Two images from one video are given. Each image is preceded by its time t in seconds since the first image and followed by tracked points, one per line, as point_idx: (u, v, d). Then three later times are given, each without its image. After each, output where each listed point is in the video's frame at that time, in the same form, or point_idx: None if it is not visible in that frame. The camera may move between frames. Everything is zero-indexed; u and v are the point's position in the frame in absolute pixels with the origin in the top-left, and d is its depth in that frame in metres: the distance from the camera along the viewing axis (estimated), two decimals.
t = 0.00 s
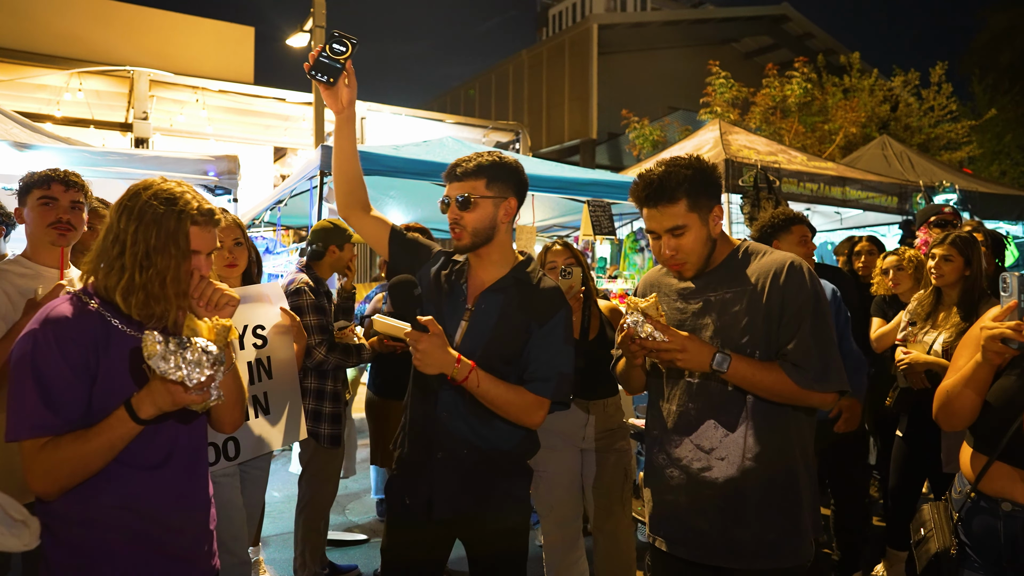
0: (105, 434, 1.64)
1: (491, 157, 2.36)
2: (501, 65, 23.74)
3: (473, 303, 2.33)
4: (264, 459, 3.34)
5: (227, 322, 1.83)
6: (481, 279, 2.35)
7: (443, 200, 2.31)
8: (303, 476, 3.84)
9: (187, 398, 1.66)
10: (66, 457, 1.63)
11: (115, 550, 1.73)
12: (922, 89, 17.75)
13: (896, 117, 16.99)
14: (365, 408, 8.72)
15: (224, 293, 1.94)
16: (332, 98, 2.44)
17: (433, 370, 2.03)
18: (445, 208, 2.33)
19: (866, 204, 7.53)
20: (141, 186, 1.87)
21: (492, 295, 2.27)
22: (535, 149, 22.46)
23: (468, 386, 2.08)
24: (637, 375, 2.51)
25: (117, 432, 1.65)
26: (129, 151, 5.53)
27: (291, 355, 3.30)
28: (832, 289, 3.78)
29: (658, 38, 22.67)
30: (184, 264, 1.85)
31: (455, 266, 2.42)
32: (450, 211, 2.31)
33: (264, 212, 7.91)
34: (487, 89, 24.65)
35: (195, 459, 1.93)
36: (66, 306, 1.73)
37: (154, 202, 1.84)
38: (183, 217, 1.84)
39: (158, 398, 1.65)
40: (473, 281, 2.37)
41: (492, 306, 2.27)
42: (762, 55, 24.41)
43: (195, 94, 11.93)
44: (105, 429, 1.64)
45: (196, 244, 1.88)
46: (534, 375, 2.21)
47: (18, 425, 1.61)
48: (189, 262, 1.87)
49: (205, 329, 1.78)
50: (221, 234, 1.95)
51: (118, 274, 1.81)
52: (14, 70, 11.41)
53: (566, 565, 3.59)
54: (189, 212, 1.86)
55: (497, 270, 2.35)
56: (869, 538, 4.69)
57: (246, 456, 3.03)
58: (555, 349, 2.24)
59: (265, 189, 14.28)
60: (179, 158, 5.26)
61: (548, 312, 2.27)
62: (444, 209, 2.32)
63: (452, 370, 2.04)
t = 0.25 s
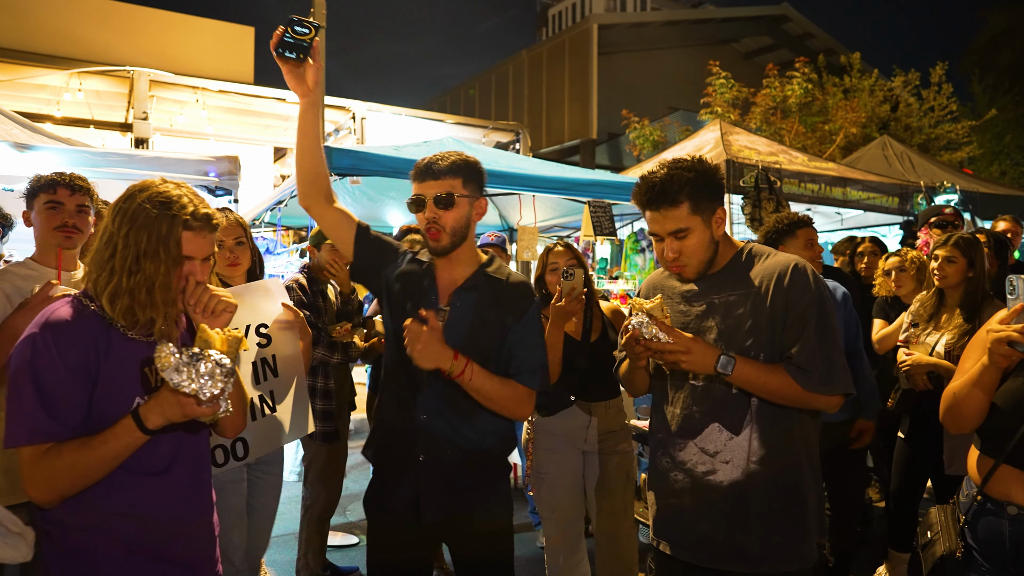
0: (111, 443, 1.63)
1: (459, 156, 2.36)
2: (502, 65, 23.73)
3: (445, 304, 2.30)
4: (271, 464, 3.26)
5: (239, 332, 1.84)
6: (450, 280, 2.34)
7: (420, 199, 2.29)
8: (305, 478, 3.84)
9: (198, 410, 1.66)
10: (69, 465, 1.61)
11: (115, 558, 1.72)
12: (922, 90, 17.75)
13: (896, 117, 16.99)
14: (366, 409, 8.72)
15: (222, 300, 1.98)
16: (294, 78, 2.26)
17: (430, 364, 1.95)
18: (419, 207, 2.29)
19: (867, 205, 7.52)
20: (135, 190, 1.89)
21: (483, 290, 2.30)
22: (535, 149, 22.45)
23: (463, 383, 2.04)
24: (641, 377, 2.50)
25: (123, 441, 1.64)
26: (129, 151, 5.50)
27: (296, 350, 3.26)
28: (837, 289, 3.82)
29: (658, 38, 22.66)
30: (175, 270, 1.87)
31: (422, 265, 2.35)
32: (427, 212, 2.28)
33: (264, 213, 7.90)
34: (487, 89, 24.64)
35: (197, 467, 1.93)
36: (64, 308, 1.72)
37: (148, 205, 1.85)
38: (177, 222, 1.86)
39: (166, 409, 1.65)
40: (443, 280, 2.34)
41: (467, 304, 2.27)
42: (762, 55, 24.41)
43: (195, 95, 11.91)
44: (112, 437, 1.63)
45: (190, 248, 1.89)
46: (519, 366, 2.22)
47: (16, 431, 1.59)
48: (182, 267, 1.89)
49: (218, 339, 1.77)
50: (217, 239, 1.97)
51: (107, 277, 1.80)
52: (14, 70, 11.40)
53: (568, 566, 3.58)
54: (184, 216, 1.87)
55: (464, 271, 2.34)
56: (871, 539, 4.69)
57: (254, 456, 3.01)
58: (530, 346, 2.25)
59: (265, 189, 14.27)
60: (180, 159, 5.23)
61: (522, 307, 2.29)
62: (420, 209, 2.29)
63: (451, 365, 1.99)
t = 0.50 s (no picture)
0: (116, 443, 1.63)
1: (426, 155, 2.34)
2: (502, 65, 23.71)
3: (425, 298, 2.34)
4: (274, 469, 3.18)
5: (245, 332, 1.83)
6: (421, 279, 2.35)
7: (412, 201, 2.22)
8: (307, 478, 3.83)
9: (203, 411, 1.66)
10: (74, 464, 1.61)
11: (120, 557, 1.72)
12: (923, 89, 17.74)
13: (897, 117, 16.98)
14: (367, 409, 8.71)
15: (216, 300, 1.89)
16: (288, 44, 2.09)
17: (444, 346, 2.07)
18: (408, 209, 2.22)
19: (869, 204, 7.52)
20: (131, 188, 1.88)
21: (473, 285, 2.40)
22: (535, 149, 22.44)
23: (467, 367, 2.17)
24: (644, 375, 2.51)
25: (128, 442, 1.63)
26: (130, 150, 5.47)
27: (299, 352, 3.19)
28: (854, 291, 4.00)
29: (658, 38, 22.64)
30: (167, 272, 1.85)
31: (396, 265, 2.29)
32: (418, 215, 2.23)
33: (265, 212, 7.89)
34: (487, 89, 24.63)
35: (205, 464, 1.92)
36: (66, 308, 1.73)
37: (142, 204, 1.84)
38: (170, 221, 1.84)
39: (171, 410, 1.64)
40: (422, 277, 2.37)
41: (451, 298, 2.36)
42: (762, 55, 24.40)
43: (195, 94, 11.90)
44: (117, 438, 1.63)
45: (185, 249, 1.88)
46: (508, 351, 2.38)
47: (24, 431, 1.61)
48: (176, 268, 1.87)
49: (222, 339, 1.76)
50: (214, 237, 1.95)
51: (105, 279, 1.79)
52: (15, 69, 11.38)
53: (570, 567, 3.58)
54: (177, 215, 1.85)
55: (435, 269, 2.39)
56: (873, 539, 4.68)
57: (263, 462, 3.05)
58: (504, 328, 2.40)
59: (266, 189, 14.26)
60: (181, 158, 5.20)
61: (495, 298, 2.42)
62: (410, 210, 2.23)
63: (460, 347, 2.12)
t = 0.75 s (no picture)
0: (115, 442, 1.65)
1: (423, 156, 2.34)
2: (502, 65, 23.70)
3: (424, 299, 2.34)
4: (275, 467, 3.14)
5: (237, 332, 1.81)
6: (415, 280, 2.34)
7: (405, 197, 2.23)
8: (308, 477, 3.83)
9: (198, 409, 1.67)
10: (76, 462, 1.64)
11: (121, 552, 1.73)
12: (923, 89, 17.72)
13: (897, 117, 16.97)
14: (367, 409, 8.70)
15: (206, 302, 1.85)
16: (321, 51, 2.05)
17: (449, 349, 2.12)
18: (399, 205, 2.23)
19: (870, 204, 7.51)
20: (127, 189, 1.88)
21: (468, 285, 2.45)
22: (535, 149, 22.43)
23: (466, 368, 2.27)
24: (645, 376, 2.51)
25: (126, 442, 1.65)
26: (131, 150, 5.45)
27: (296, 356, 3.22)
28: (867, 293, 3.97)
29: (658, 38, 22.64)
30: (157, 274, 1.84)
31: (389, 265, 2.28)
32: (410, 211, 2.24)
33: (266, 212, 7.88)
34: (488, 89, 24.62)
35: (208, 461, 1.91)
36: (70, 310, 1.76)
37: (134, 205, 1.83)
38: (160, 223, 1.82)
39: (168, 410, 1.65)
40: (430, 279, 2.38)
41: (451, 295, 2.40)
42: (762, 55, 24.39)
43: (196, 94, 11.89)
44: (116, 437, 1.65)
45: (175, 251, 1.85)
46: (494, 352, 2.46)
47: (29, 429, 1.65)
48: (167, 269, 1.86)
49: (214, 339, 1.73)
50: (208, 238, 1.93)
51: (96, 279, 1.79)
52: (15, 69, 11.38)
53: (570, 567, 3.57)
54: (169, 217, 1.83)
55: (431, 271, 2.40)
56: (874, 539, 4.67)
57: (257, 464, 3.03)
58: (493, 329, 2.47)
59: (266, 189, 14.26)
60: (181, 158, 5.16)
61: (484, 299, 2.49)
62: (402, 207, 2.23)
63: (460, 350, 2.18)
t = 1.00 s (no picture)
0: (119, 437, 1.67)
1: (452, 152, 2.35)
2: (503, 65, 23.73)
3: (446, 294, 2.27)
4: (283, 462, 3.21)
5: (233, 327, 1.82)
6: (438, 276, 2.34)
7: (433, 190, 2.23)
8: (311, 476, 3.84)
9: (192, 404, 1.68)
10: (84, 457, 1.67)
11: (133, 543, 1.77)
12: (924, 89, 17.72)
13: (898, 117, 16.97)
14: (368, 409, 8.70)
15: (210, 297, 1.86)
16: (301, 65, 2.05)
17: (457, 348, 2.06)
18: (427, 198, 2.24)
19: (870, 204, 7.50)
20: (130, 193, 1.91)
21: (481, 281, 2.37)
22: (536, 149, 22.45)
23: (479, 369, 2.16)
24: (646, 372, 2.50)
25: (129, 438, 1.67)
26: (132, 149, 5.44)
27: (300, 348, 3.21)
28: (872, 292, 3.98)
29: (659, 39, 22.65)
30: (158, 272, 1.86)
31: (411, 261, 2.29)
32: (437, 204, 2.25)
33: (267, 212, 7.88)
34: (488, 89, 24.62)
35: (216, 454, 1.94)
36: (81, 310, 1.81)
37: (134, 209, 1.86)
38: (159, 223, 1.85)
39: (165, 406, 1.67)
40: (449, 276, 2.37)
41: (467, 294, 2.32)
42: (763, 55, 24.39)
43: (197, 94, 11.90)
44: (120, 433, 1.67)
45: (176, 249, 1.88)
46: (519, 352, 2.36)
47: (43, 426, 1.69)
48: (168, 268, 1.88)
49: (206, 335, 1.76)
50: (208, 235, 1.95)
51: (102, 281, 1.82)
52: (17, 69, 11.40)
53: (571, 566, 3.57)
54: (166, 216, 1.86)
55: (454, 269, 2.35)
56: (874, 538, 4.69)
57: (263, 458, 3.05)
58: (514, 330, 2.36)
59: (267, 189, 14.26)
60: (182, 157, 5.15)
61: (511, 298, 2.38)
62: (429, 200, 2.24)
63: (473, 351, 2.11)
